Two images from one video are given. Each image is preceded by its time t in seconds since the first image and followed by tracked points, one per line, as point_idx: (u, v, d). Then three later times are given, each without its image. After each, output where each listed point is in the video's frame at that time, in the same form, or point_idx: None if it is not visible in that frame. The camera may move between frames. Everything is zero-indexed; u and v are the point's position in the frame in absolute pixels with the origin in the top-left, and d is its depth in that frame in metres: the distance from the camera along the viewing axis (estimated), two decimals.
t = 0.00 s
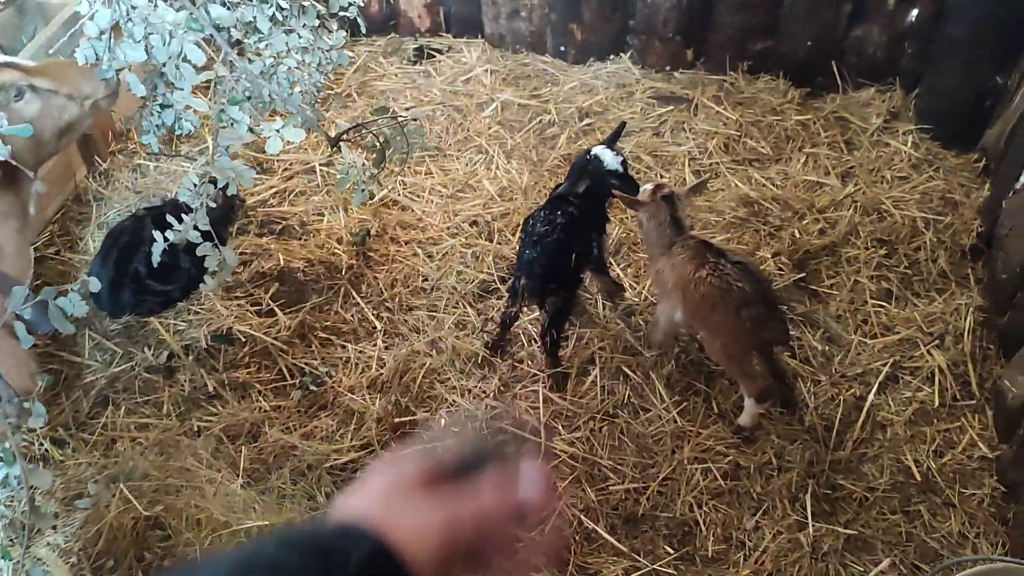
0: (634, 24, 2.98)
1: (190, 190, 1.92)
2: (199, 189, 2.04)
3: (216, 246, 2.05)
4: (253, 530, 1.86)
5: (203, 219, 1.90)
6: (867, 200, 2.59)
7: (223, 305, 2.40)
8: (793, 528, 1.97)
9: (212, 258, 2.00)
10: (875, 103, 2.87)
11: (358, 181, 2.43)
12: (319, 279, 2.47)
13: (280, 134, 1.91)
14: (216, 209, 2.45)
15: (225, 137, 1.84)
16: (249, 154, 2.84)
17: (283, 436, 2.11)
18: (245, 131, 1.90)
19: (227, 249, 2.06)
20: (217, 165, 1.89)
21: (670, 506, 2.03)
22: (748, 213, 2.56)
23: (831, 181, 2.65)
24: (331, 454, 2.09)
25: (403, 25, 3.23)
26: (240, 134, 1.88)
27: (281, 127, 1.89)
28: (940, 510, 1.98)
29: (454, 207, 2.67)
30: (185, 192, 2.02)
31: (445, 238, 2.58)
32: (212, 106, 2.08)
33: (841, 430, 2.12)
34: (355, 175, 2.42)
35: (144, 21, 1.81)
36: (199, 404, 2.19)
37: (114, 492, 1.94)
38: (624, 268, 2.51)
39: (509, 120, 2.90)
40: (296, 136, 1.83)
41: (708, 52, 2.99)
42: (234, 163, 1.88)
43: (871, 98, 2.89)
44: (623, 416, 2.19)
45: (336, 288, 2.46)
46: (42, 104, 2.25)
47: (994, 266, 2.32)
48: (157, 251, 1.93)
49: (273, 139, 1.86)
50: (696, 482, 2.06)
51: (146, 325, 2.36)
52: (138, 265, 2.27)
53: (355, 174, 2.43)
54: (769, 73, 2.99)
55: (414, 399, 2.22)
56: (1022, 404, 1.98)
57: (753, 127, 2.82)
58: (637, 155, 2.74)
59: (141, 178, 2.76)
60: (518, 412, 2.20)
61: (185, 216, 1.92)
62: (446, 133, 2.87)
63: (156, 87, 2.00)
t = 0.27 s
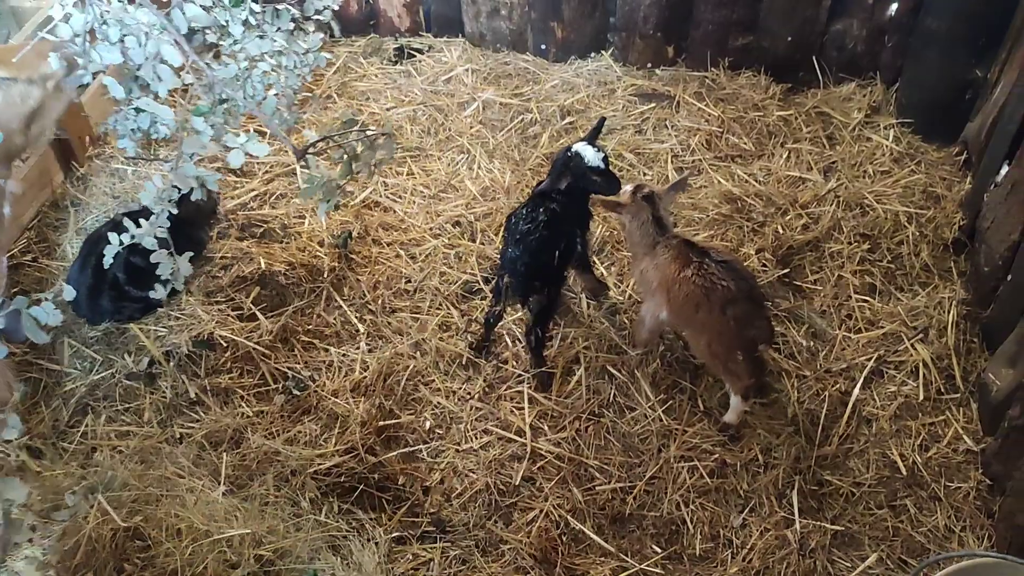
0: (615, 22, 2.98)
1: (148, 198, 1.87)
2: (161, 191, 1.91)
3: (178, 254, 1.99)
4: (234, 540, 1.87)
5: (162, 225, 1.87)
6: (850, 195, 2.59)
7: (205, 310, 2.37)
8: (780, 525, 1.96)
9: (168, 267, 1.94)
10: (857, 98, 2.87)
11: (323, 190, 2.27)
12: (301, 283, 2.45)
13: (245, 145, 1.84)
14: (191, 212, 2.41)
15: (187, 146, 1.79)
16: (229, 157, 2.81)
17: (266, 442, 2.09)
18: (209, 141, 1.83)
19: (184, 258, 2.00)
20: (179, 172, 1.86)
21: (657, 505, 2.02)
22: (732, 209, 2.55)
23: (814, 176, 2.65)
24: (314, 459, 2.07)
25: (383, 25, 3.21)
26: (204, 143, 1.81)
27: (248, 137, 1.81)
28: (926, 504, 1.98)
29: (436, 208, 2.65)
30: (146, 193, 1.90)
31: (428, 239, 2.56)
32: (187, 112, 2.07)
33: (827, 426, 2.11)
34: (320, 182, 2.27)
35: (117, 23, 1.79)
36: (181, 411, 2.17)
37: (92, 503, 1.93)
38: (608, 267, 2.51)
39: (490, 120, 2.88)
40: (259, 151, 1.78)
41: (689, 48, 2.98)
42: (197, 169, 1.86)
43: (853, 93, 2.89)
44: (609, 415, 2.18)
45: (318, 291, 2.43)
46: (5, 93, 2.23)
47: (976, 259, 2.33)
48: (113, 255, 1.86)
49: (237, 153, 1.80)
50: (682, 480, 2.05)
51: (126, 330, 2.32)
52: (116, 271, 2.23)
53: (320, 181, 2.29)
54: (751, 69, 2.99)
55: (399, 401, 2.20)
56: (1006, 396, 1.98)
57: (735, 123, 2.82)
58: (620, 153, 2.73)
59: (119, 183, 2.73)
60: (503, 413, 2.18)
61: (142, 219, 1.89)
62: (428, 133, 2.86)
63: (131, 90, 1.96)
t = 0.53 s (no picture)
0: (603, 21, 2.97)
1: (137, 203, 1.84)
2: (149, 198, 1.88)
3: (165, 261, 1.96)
4: (223, 549, 1.86)
5: (151, 233, 1.86)
6: (840, 193, 2.59)
7: (193, 315, 2.35)
8: (772, 525, 1.96)
9: (156, 274, 1.92)
10: (845, 96, 2.87)
11: (313, 195, 2.24)
12: (290, 287, 2.44)
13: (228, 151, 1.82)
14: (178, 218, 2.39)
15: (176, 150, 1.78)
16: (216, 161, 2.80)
17: (256, 448, 2.08)
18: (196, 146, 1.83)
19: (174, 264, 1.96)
20: (168, 177, 1.83)
21: (649, 507, 2.02)
22: (721, 209, 2.55)
23: (803, 175, 2.65)
24: (305, 465, 2.06)
25: (370, 26, 3.20)
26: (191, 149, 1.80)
27: (230, 142, 1.80)
28: (918, 503, 1.99)
29: (425, 210, 2.64)
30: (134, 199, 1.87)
31: (417, 242, 2.55)
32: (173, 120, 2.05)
33: (818, 425, 2.11)
34: (309, 187, 2.23)
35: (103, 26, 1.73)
36: (170, 418, 2.15)
37: (79, 513, 1.91)
38: (598, 268, 2.50)
39: (479, 121, 2.88)
40: (242, 155, 1.76)
41: (678, 47, 2.98)
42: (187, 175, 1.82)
43: (841, 91, 2.89)
44: (600, 417, 2.17)
45: (307, 295, 2.42)
46: None
47: (966, 257, 2.33)
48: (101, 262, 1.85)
49: (220, 157, 1.78)
50: (675, 482, 2.04)
51: (114, 337, 2.31)
52: (104, 278, 2.22)
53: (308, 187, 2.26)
54: (739, 68, 2.99)
55: (389, 406, 2.19)
56: (997, 394, 1.98)
57: (724, 122, 2.82)
58: (609, 153, 2.73)
59: (106, 188, 2.72)
60: (494, 416, 2.17)
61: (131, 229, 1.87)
62: (416, 135, 2.85)
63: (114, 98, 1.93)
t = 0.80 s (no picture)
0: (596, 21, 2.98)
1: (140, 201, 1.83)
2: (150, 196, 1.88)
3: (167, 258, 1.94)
4: (220, 549, 1.86)
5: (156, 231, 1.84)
6: (833, 191, 2.60)
7: (189, 316, 2.35)
8: (768, 522, 1.97)
9: (162, 270, 1.88)
10: (838, 94, 2.88)
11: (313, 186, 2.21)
12: (285, 287, 2.44)
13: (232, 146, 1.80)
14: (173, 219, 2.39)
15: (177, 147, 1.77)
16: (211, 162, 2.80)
17: (252, 448, 2.08)
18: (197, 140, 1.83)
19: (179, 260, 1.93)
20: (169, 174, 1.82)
21: (645, 504, 2.02)
22: (716, 207, 2.55)
23: (797, 173, 2.66)
24: (301, 465, 2.06)
25: (364, 27, 3.20)
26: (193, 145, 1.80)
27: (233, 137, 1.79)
28: (913, 499, 1.99)
29: (420, 210, 2.64)
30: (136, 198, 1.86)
31: (412, 241, 2.55)
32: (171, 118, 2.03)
33: (813, 422, 2.12)
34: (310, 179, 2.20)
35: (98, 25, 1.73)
36: (166, 419, 2.15)
37: (75, 515, 1.91)
38: (593, 266, 2.51)
39: (473, 121, 2.88)
40: (245, 151, 1.75)
41: (671, 46, 2.99)
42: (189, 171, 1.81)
43: (834, 89, 2.90)
44: (596, 415, 2.18)
45: (303, 296, 2.42)
46: None
47: (959, 253, 2.34)
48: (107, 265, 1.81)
49: (222, 153, 1.78)
50: (670, 479, 2.05)
51: (110, 338, 2.31)
52: (99, 280, 2.23)
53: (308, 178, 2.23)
54: (733, 66, 3.00)
55: (385, 405, 2.19)
56: (991, 390, 1.99)
57: (718, 120, 2.83)
58: (603, 152, 2.73)
59: (100, 190, 2.71)
60: (489, 415, 2.18)
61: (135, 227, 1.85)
62: (410, 135, 2.85)
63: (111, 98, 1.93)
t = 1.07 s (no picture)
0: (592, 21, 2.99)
1: (132, 204, 1.83)
2: (143, 198, 1.87)
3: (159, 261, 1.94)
4: (220, 547, 1.86)
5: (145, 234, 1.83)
6: (829, 189, 2.61)
7: (187, 316, 2.36)
8: (766, 519, 1.98)
9: (151, 274, 1.87)
10: (834, 93, 2.90)
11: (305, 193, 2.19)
12: (283, 287, 2.44)
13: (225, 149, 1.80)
14: (170, 220, 2.40)
15: (168, 151, 1.76)
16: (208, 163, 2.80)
17: (251, 448, 2.08)
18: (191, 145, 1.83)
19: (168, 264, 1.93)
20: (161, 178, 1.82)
21: (643, 502, 2.03)
22: (712, 206, 2.56)
23: (793, 172, 2.67)
24: (300, 464, 2.06)
25: (361, 27, 3.21)
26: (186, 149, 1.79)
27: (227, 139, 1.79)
28: (910, 495, 2.00)
29: (417, 210, 2.65)
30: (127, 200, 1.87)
31: (410, 241, 2.56)
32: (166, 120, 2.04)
33: (810, 420, 2.13)
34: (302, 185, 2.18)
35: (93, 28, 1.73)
36: (165, 418, 2.16)
37: (75, 513, 1.91)
38: (590, 266, 2.51)
39: (470, 121, 2.89)
40: (240, 153, 1.75)
41: (667, 46, 3.00)
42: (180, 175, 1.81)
43: (830, 89, 2.91)
44: (594, 413, 2.18)
45: (301, 295, 2.43)
46: None
47: (954, 251, 2.35)
48: (96, 266, 1.81)
49: (217, 156, 1.76)
50: (668, 477, 2.06)
51: (108, 339, 2.31)
52: (97, 280, 2.23)
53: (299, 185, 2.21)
54: (728, 66, 3.01)
55: (384, 404, 2.20)
56: (986, 387, 2.00)
57: (714, 119, 2.84)
58: (600, 152, 2.74)
59: (97, 190, 2.72)
60: (488, 414, 2.18)
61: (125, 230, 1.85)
62: (407, 135, 2.86)
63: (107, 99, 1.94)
